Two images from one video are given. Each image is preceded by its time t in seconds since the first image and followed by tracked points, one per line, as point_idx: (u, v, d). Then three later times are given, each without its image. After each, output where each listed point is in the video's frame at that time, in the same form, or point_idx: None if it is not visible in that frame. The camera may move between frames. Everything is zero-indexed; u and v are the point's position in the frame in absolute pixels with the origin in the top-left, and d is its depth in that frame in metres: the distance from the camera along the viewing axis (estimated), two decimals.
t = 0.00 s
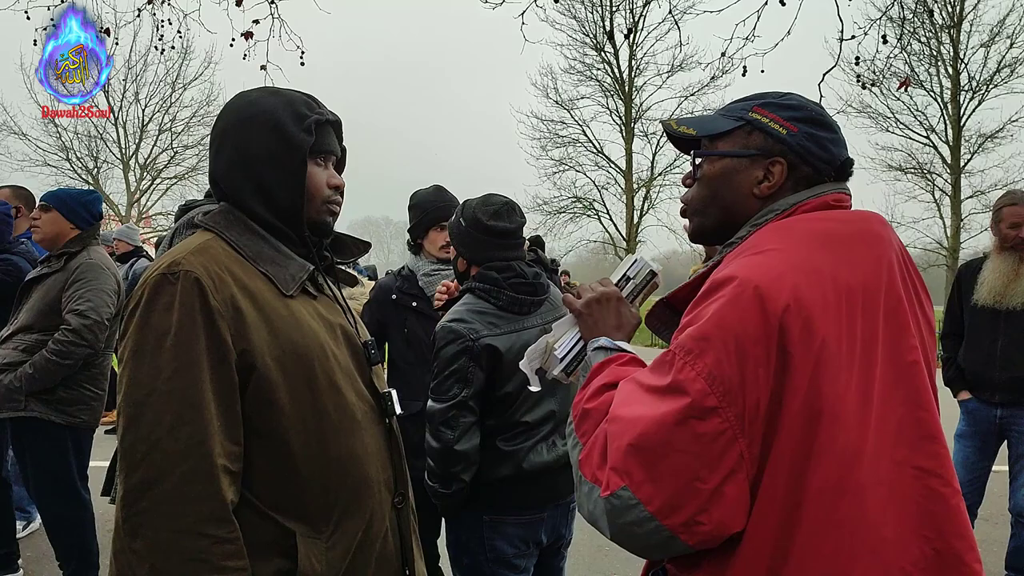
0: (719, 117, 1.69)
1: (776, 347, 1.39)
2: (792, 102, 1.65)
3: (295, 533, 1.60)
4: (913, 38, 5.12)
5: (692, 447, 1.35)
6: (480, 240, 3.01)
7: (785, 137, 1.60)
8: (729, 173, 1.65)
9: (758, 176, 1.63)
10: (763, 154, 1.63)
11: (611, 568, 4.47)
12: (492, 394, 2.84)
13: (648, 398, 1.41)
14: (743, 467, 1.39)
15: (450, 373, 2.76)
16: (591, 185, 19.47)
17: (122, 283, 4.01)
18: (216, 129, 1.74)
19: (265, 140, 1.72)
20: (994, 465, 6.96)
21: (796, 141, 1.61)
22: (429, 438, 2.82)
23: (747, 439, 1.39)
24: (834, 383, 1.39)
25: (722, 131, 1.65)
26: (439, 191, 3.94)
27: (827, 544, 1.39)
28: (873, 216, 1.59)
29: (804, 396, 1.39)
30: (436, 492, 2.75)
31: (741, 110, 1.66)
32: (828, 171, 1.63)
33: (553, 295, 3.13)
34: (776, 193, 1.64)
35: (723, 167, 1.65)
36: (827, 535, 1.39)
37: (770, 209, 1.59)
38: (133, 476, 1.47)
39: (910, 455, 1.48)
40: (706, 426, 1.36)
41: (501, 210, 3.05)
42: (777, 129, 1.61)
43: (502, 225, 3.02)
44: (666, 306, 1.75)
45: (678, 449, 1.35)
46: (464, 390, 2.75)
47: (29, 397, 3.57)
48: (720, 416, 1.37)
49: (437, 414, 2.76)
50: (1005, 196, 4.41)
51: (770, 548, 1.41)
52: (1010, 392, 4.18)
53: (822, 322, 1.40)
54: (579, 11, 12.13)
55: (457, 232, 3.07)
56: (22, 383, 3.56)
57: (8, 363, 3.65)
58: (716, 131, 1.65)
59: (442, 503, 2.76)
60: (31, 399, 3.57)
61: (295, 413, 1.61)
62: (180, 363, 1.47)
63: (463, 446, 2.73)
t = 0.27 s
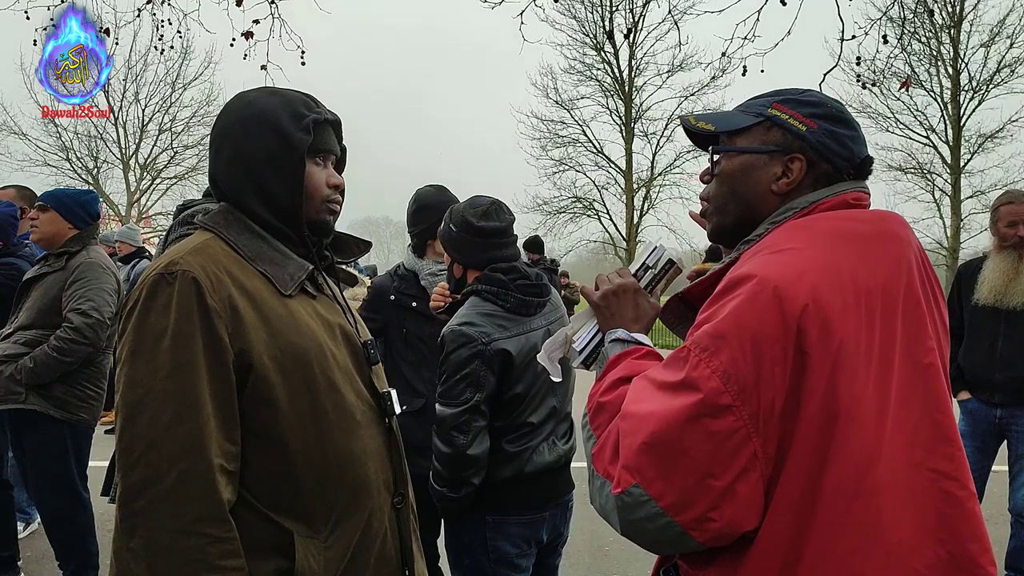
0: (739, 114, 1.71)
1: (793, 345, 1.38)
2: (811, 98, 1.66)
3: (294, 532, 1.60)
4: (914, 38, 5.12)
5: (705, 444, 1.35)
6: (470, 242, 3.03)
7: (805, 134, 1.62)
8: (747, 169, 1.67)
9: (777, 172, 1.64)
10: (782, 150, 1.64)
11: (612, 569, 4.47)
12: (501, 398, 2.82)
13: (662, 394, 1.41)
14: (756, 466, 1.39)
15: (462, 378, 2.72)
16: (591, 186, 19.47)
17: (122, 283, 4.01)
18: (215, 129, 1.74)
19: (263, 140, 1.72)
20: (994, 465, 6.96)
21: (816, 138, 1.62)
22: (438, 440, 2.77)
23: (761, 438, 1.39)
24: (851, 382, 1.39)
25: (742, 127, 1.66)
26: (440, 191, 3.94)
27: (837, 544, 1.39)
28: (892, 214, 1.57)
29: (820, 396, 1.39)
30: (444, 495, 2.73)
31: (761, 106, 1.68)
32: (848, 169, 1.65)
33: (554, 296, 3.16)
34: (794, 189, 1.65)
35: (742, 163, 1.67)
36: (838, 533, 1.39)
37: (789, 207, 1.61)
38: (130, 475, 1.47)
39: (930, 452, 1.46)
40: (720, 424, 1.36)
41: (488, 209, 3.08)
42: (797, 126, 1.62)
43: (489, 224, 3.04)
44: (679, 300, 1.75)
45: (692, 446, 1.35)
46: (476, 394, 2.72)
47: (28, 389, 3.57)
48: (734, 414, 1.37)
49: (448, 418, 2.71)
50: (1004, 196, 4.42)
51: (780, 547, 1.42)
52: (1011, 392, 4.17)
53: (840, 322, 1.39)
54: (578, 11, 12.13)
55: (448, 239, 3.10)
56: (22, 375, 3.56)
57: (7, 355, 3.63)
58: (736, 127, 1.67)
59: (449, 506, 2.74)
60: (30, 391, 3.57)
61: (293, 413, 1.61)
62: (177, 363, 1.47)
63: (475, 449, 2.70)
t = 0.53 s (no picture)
0: (756, 110, 1.72)
1: (837, 349, 1.37)
2: (830, 96, 1.68)
3: (292, 532, 1.60)
4: (914, 38, 5.13)
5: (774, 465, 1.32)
6: (484, 234, 3.05)
7: (823, 131, 1.63)
8: (762, 165, 1.68)
9: (792, 168, 1.66)
10: (798, 147, 1.66)
11: (612, 569, 4.46)
12: (506, 398, 2.81)
13: (713, 415, 1.36)
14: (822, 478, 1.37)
15: (470, 377, 2.70)
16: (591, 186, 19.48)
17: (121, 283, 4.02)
18: (213, 130, 1.74)
19: (261, 140, 1.72)
20: (995, 465, 6.96)
21: (833, 135, 1.64)
22: (440, 438, 2.74)
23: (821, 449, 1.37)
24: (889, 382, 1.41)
25: (759, 123, 1.68)
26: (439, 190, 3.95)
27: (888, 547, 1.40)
28: (904, 211, 1.61)
29: (861, 399, 1.39)
30: (446, 494, 2.70)
31: (779, 102, 1.70)
32: (864, 168, 1.67)
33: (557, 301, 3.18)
34: (808, 186, 1.67)
35: (758, 159, 1.69)
36: (887, 536, 1.41)
37: (809, 205, 1.62)
38: (128, 474, 1.47)
39: (939, 447, 1.56)
40: (786, 440, 1.33)
41: (503, 204, 3.12)
42: (815, 123, 1.64)
43: (505, 218, 3.08)
44: (695, 299, 1.73)
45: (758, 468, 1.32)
46: (484, 394, 2.70)
47: (28, 391, 3.58)
48: (795, 429, 1.33)
49: (453, 417, 2.68)
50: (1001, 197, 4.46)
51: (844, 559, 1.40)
52: (1012, 393, 4.18)
53: (873, 322, 1.40)
54: (578, 11, 12.14)
55: (459, 228, 3.10)
56: (23, 378, 3.56)
57: (7, 355, 3.64)
58: (753, 122, 1.68)
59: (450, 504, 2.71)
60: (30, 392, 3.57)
61: (292, 413, 1.61)
62: (175, 363, 1.47)
63: (478, 449, 2.68)
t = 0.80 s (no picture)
0: (756, 109, 1.73)
1: (886, 353, 1.42)
2: (829, 94, 1.68)
3: (291, 532, 1.60)
4: (912, 38, 5.14)
5: (860, 478, 1.31)
6: (493, 235, 3.07)
7: (824, 130, 1.64)
8: (763, 164, 1.69)
9: (793, 168, 1.66)
10: (799, 146, 1.66)
11: (610, 569, 4.46)
12: (512, 395, 2.81)
13: (789, 433, 1.34)
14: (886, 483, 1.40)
15: (478, 375, 2.70)
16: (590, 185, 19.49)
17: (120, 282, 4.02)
18: (211, 131, 1.75)
19: (259, 140, 1.72)
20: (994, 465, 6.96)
21: (833, 134, 1.64)
22: (451, 436, 2.75)
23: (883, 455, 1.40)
24: (920, 378, 1.48)
25: (759, 122, 1.69)
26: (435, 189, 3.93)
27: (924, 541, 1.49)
28: (911, 210, 1.67)
29: (905, 401, 1.44)
30: (457, 492, 2.70)
31: (779, 101, 1.70)
32: (864, 168, 1.67)
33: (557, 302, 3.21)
34: (810, 186, 1.67)
35: (758, 158, 1.69)
36: (921, 527, 1.49)
37: (820, 207, 1.63)
38: (128, 474, 1.47)
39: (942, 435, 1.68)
40: (865, 451, 1.33)
41: (512, 206, 3.14)
42: (816, 122, 1.64)
43: (514, 220, 3.11)
44: (714, 309, 1.69)
45: (845, 483, 1.31)
46: (492, 391, 2.70)
47: (31, 403, 3.56)
48: (869, 439, 1.34)
49: (462, 414, 2.68)
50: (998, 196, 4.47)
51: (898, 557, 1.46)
52: (1011, 393, 4.18)
53: (912, 325, 1.46)
54: (578, 11, 12.15)
55: (468, 227, 3.10)
56: (24, 390, 3.55)
57: (6, 368, 3.65)
58: (754, 122, 1.69)
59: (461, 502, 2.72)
60: (33, 406, 3.55)
61: (293, 414, 1.61)
62: (174, 363, 1.47)
63: (489, 444, 2.69)
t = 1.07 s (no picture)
0: (753, 110, 1.73)
1: (885, 356, 1.42)
2: (827, 93, 1.68)
3: (291, 529, 1.60)
4: (913, 38, 5.14)
5: (861, 485, 1.32)
6: (516, 234, 3.27)
7: (823, 130, 1.64)
8: (762, 165, 1.69)
9: (792, 169, 1.66)
10: (798, 147, 1.66)
11: (610, 569, 4.46)
12: (528, 386, 2.84)
13: (791, 439, 1.34)
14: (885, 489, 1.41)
15: (497, 364, 2.73)
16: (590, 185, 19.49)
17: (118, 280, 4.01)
18: (207, 131, 1.75)
19: (255, 139, 1.72)
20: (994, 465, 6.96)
21: (833, 134, 1.64)
22: (465, 423, 2.74)
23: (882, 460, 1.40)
24: (918, 380, 1.49)
25: (758, 122, 1.69)
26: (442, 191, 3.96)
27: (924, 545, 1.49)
28: (909, 210, 1.68)
29: (905, 405, 1.45)
30: (470, 480, 2.68)
31: (777, 101, 1.70)
32: (864, 168, 1.67)
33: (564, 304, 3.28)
34: (809, 187, 1.67)
35: (757, 160, 1.69)
36: (921, 529, 1.50)
37: (821, 207, 1.63)
38: (127, 471, 1.47)
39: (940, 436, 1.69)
40: (866, 456, 1.33)
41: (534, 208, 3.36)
42: (815, 122, 1.64)
43: (535, 222, 3.32)
44: (712, 313, 1.72)
45: (845, 489, 1.31)
46: (510, 381, 2.73)
47: (34, 407, 3.57)
48: (870, 445, 1.34)
49: (479, 403, 2.69)
50: (997, 196, 4.47)
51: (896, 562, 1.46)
52: (1012, 393, 4.18)
53: (911, 329, 1.47)
54: (577, 11, 12.15)
55: (492, 222, 3.29)
56: (27, 395, 3.55)
57: (8, 375, 3.65)
58: (752, 122, 1.69)
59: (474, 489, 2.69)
60: (37, 410, 3.56)
61: (292, 412, 1.61)
62: (171, 360, 1.48)
63: (505, 434, 2.70)
